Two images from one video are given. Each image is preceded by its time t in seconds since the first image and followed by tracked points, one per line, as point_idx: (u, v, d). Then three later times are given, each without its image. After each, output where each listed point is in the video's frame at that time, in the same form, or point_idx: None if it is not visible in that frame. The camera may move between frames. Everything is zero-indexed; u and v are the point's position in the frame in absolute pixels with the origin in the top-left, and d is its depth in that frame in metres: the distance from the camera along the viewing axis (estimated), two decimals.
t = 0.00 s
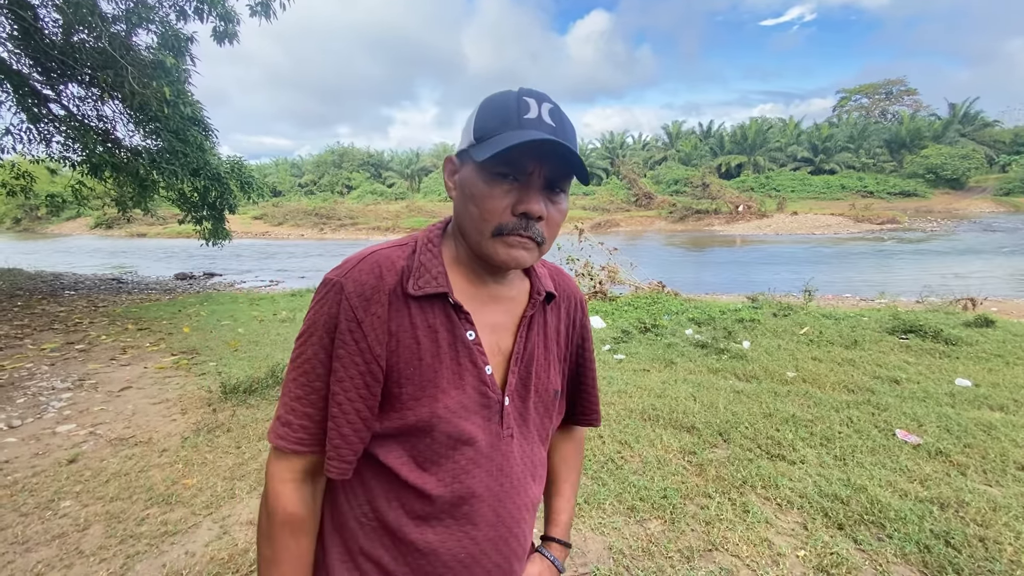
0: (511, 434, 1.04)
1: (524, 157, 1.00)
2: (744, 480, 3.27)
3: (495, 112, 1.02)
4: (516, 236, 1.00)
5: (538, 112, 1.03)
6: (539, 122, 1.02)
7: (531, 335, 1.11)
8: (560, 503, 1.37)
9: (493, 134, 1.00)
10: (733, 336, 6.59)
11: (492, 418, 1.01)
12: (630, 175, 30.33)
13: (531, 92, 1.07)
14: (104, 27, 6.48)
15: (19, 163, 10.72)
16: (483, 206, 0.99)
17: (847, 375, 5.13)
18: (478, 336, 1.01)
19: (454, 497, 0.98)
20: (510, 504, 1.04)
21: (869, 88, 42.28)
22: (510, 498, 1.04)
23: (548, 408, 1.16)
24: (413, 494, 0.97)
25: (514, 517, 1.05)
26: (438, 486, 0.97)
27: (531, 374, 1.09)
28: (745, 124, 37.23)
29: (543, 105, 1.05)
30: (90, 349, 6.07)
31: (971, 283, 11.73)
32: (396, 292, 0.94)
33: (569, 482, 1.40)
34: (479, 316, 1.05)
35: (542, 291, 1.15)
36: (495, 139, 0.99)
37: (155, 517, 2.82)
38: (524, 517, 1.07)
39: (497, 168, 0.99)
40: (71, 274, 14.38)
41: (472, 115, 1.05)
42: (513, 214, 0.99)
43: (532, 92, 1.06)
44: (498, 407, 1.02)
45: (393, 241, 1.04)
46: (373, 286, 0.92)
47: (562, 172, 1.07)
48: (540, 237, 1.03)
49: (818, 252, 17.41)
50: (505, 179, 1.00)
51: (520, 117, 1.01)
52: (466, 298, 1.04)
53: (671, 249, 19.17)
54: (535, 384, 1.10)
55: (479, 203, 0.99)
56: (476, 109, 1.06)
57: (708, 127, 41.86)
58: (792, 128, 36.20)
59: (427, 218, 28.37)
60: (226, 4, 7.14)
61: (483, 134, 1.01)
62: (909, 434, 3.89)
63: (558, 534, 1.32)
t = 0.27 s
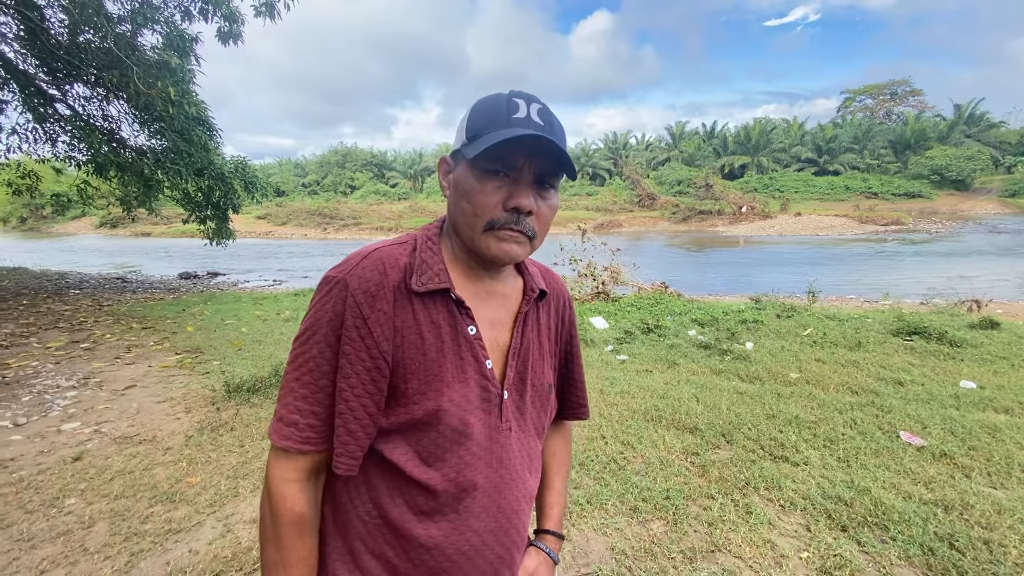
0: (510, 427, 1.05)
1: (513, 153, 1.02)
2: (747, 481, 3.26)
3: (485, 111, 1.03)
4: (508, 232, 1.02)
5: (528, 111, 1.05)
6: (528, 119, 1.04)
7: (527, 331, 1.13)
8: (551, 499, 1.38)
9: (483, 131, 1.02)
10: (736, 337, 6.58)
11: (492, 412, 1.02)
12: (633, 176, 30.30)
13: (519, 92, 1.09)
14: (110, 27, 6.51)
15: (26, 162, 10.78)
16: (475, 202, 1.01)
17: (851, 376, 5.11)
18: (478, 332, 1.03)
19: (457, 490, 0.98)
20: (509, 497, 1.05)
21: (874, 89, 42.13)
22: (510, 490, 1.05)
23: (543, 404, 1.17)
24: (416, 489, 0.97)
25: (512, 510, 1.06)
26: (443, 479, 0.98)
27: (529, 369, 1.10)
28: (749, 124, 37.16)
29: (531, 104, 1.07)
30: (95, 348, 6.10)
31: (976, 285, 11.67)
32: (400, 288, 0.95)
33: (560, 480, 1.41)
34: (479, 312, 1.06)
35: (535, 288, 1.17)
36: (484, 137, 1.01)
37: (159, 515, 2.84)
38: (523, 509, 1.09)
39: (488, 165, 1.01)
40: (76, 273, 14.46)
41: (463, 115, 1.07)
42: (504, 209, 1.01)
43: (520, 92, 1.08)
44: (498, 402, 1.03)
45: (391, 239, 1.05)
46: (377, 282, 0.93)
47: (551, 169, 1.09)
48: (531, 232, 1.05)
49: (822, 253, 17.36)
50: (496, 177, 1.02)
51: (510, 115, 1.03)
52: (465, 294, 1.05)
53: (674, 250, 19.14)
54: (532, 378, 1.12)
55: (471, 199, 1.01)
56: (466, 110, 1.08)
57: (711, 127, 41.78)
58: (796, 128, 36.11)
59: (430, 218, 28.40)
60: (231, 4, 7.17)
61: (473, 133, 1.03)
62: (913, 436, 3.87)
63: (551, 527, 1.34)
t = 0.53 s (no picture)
0: (473, 428, 1.05)
1: (443, 147, 1.04)
2: (749, 483, 3.26)
3: (413, 108, 1.05)
4: (446, 226, 1.03)
5: (455, 102, 1.05)
6: (456, 110, 1.04)
7: (485, 328, 1.13)
8: (527, 497, 1.38)
9: (411, 128, 1.04)
10: (739, 339, 6.57)
11: (454, 413, 1.02)
12: (636, 176, 30.27)
13: (449, 84, 1.09)
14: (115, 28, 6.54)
15: (32, 162, 10.84)
16: (411, 199, 1.03)
17: (855, 378, 5.10)
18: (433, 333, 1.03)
19: (420, 496, 0.99)
20: (477, 498, 1.05)
21: (878, 90, 42.02)
22: (477, 492, 1.04)
23: (509, 402, 1.17)
24: (380, 497, 0.97)
25: (482, 511, 1.06)
26: (406, 485, 0.98)
27: (490, 367, 1.10)
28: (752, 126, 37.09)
29: (460, 94, 1.07)
30: (99, 347, 6.13)
31: (981, 287, 11.63)
32: (348, 296, 0.95)
33: (535, 478, 1.41)
34: (433, 313, 1.06)
35: (492, 285, 1.18)
36: (413, 134, 1.03)
37: (163, 514, 2.85)
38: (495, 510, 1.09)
39: (420, 162, 1.04)
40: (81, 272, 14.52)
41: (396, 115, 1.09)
42: (440, 204, 1.03)
43: (449, 84, 1.09)
44: (459, 402, 1.03)
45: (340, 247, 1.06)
46: (323, 292, 0.94)
47: (486, 156, 1.09)
48: (471, 223, 1.06)
49: (826, 255, 17.30)
50: (429, 172, 1.04)
51: (436, 108, 1.04)
52: (417, 295, 1.06)
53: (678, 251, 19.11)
54: (494, 376, 1.12)
55: (406, 197, 1.03)
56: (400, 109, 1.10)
57: (715, 129, 41.71)
58: (800, 130, 36.03)
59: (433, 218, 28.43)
60: (236, 5, 7.19)
61: (403, 130, 1.05)
62: (917, 439, 3.86)
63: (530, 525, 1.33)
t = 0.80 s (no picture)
0: (415, 437, 1.03)
1: (331, 147, 1.02)
2: (752, 485, 3.25)
3: (303, 114, 1.05)
4: (348, 232, 1.01)
5: (341, 98, 1.03)
6: (340, 107, 1.02)
7: (426, 332, 1.09)
8: (501, 497, 1.37)
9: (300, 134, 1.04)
10: (742, 340, 6.56)
11: (390, 425, 1.01)
12: (639, 177, 30.25)
13: (340, 80, 1.06)
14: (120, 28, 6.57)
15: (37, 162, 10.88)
16: (312, 210, 1.03)
17: (858, 381, 5.08)
18: (359, 346, 1.02)
19: (358, 507, 1.00)
20: (423, 507, 1.04)
21: (881, 91, 41.93)
22: (423, 501, 1.04)
23: (462, 405, 1.14)
24: (317, 509, 1.00)
25: (431, 519, 1.05)
26: (341, 498, 0.99)
27: (432, 373, 1.07)
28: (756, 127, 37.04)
29: (347, 89, 1.04)
30: (103, 346, 6.14)
31: (985, 290, 11.59)
32: (260, 318, 0.98)
33: (511, 474, 1.39)
34: (362, 324, 1.05)
35: (434, 283, 1.13)
36: (302, 141, 1.03)
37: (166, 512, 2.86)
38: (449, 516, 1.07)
39: (314, 169, 1.03)
40: (86, 272, 14.56)
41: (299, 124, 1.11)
42: (338, 210, 1.01)
43: (339, 79, 1.06)
44: (395, 413, 1.01)
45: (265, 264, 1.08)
46: (233, 317, 0.97)
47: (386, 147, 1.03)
48: (377, 224, 1.02)
49: (829, 257, 17.26)
50: (324, 178, 1.03)
51: (320, 109, 1.02)
52: (341, 307, 1.05)
53: (681, 252, 19.09)
54: (439, 381, 1.09)
55: (309, 209, 1.04)
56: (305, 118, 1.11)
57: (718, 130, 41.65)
58: (804, 131, 35.97)
59: (435, 219, 28.44)
60: (240, 5, 7.21)
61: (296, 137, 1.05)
62: (920, 441, 3.85)
63: (500, 531, 1.33)
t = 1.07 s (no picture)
0: (366, 449, 1.04)
1: (207, 160, 0.98)
2: (756, 488, 3.24)
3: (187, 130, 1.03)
4: (237, 247, 0.97)
5: (213, 106, 0.99)
6: (209, 115, 0.98)
7: (368, 341, 1.08)
8: (477, 497, 1.34)
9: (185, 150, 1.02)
10: (745, 343, 6.55)
11: (337, 438, 1.02)
12: (642, 179, 30.23)
13: (223, 85, 1.03)
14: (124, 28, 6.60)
15: (41, 161, 10.92)
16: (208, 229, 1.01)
17: (861, 384, 5.06)
18: (295, 362, 1.03)
19: (310, 522, 1.01)
20: (379, 517, 1.03)
21: (885, 94, 41.86)
22: (379, 510, 1.03)
23: (418, 412, 1.12)
24: (273, 522, 1.03)
25: (390, 529, 1.04)
26: (294, 511, 1.01)
27: (378, 382, 1.07)
28: (758, 128, 37.00)
29: (221, 94, 1.00)
30: (107, 345, 6.16)
31: (989, 293, 11.55)
32: (188, 341, 1.01)
33: (488, 474, 1.36)
34: (297, 340, 1.06)
35: (373, 288, 1.11)
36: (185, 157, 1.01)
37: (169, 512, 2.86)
38: (413, 527, 1.06)
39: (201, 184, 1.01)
40: (90, 272, 14.60)
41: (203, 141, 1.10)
42: (224, 226, 0.98)
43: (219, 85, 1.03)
44: (341, 426, 1.02)
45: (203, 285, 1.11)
46: (162, 344, 1.01)
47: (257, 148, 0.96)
48: (263, 236, 0.97)
49: (832, 259, 17.21)
50: (210, 192, 1.00)
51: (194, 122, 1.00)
52: (272, 325, 1.06)
53: (683, 254, 19.06)
54: (389, 390, 1.08)
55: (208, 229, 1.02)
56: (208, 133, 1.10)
57: (721, 131, 41.61)
58: (807, 133, 35.91)
59: (438, 219, 28.47)
60: (245, 6, 7.24)
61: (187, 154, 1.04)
62: (924, 445, 3.84)
63: (475, 532, 1.31)
